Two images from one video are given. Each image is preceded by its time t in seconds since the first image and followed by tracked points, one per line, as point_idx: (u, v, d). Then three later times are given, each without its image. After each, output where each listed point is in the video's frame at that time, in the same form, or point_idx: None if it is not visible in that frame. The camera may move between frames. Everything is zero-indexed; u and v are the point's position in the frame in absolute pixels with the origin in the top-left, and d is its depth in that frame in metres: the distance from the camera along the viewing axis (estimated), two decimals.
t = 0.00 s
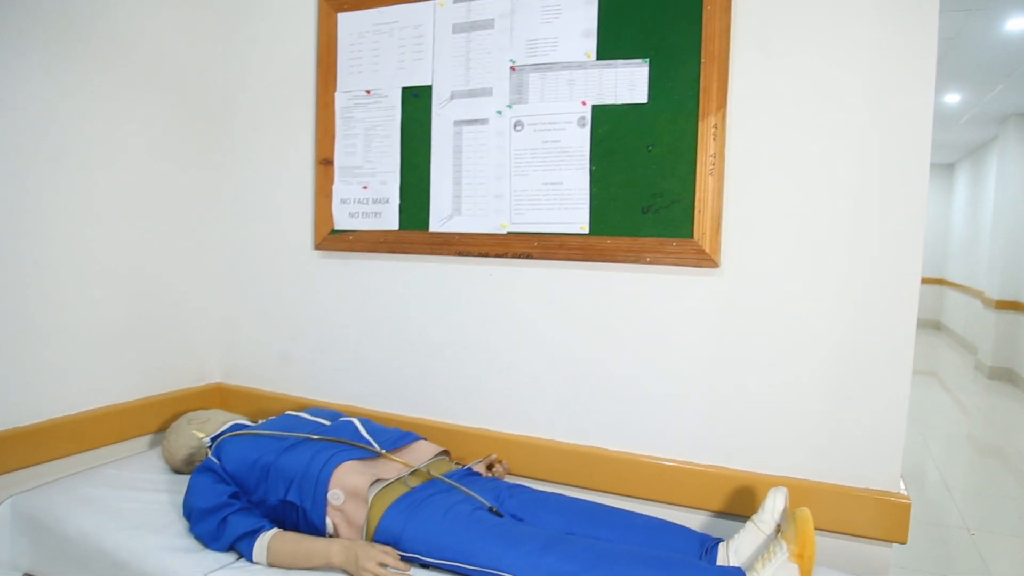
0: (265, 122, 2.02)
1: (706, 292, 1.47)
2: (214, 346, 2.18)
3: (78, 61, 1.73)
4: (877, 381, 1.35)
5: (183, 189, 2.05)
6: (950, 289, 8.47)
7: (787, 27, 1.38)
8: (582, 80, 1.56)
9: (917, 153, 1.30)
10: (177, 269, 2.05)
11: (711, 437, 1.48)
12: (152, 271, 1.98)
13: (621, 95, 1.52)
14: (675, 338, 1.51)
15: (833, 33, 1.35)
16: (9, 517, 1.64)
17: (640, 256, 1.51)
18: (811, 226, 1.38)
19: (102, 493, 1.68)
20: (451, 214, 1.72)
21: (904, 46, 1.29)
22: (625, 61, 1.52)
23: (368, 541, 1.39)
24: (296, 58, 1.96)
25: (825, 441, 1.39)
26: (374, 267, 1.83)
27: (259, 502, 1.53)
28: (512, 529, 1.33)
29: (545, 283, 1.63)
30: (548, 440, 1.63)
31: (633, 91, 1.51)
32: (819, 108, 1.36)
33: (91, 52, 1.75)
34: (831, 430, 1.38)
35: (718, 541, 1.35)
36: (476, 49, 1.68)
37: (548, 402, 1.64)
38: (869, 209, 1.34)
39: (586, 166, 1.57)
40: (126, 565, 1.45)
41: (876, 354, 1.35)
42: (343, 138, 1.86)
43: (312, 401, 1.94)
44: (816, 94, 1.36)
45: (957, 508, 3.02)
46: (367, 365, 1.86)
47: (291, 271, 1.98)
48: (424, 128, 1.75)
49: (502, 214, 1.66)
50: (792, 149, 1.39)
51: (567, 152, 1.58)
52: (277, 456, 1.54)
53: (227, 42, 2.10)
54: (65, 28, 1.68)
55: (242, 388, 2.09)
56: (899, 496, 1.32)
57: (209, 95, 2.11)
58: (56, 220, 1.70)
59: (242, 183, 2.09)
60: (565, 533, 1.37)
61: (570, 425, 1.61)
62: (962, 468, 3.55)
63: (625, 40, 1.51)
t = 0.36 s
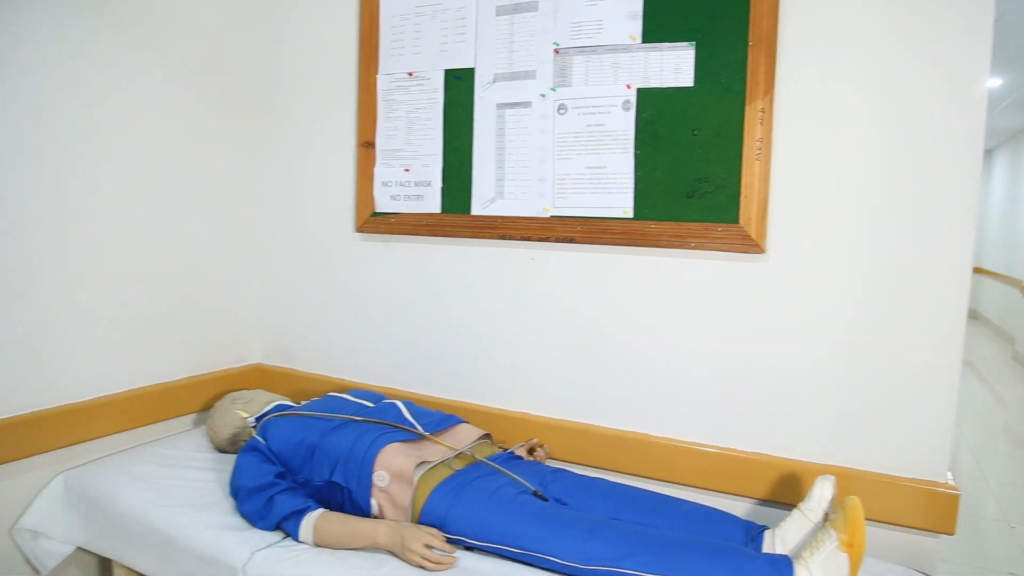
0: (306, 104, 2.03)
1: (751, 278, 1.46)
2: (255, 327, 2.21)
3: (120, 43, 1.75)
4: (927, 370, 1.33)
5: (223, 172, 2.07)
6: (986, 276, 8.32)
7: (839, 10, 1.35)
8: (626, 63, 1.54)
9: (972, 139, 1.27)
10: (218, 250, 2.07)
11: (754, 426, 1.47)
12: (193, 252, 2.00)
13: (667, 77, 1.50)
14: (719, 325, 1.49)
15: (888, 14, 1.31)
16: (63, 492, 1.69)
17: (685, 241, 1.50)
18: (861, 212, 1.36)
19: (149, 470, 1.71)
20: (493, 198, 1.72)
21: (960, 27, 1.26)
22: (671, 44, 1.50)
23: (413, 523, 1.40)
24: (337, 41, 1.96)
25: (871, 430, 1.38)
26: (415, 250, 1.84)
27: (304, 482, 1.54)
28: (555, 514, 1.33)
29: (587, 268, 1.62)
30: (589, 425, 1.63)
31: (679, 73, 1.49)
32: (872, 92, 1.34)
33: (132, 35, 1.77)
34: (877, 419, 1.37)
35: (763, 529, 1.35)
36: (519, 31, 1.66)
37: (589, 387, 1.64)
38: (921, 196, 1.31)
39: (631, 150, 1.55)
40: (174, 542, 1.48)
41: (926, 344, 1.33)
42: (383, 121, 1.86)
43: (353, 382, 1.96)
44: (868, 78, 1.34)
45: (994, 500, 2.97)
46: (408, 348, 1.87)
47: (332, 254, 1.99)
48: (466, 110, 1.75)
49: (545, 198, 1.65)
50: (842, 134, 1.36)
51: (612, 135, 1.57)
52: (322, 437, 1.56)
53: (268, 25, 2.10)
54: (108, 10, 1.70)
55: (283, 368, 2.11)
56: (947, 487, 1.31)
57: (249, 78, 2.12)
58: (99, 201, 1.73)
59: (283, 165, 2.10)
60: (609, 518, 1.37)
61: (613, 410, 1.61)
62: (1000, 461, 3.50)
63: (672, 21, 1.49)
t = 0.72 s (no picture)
0: (377, 103, 2.07)
1: (829, 280, 1.43)
2: (326, 322, 2.26)
3: (194, 46, 1.83)
4: (1013, 376, 1.29)
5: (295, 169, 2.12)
6: None
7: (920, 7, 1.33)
8: (699, 61, 1.53)
9: None
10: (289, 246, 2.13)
11: (829, 429, 1.45)
12: (265, 248, 2.06)
13: (742, 76, 1.49)
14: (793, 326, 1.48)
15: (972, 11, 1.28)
16: (146, 478, 1.76)
17: (761, 242, 1.48)
18: (943, 213, 1.33)
19: (227, 459, 1.76)
20: (564, 197, 1.73)
21: None
22: (746, 42, 1.48)
23: (487, 518, 1.42)
24: (407, 40, 1.99)
25: (953, 437, 1.34)
26: (484, 248, 1.86)
27: (379, 476, 1.57)
28: (628, 513, 1.33)
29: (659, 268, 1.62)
30: (660, 426, 1.63)
31: (754, 72, 1.47)
32: (955, 90, 1.30)
33: (205, 37, 1.85)
34: (959, 425, 1.33)
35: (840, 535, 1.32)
36: (590, 30, 1.66)
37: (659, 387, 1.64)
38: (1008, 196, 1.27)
39: (704, 149, 1.54)
40: (254, 529, 1.52)
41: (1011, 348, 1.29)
42: (454, 120, 1.88)
43: (422, 378, 1.99)
44: (952, 75, 1.31)
45: None
46: (477, 345, 1.90)
47: (405, 250, 2.03)
48: (537, 109, 1.75)
49: (617, 198, 1.65)
50: (925, 133, 1.33)
51: (685, 135, 1.56)
52: (396, 432, 1.59)
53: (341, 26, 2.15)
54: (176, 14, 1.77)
55: (353, 363, 2.16)
56: None
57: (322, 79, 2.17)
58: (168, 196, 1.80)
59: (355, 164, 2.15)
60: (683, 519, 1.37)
61: (685, 410, 1.61)
62: None
63: (746, 18, 1.47)
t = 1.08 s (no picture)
0: (482, 117, 2.11)
1: (949, 297, 1.38)
2: (430, 331, 2.32)
3: (305, 66, 1.92)
4: None
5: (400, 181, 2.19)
6: None
7: None
8: (811, 71, 1.49)
9: None
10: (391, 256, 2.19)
11: (950, 454, 1.39)
12: (369, 257, 2.13)
13: (856, 86, 1.45)
14: (910, 346, 1.42)
15: None
16: (257, 478, 1.84)
17: (877, 257, 1.43)
18: None
19: (333, 462, 1.82)
20: (669, 209, 1.72)
21: None
22: (860, 51, 1.44)
23: (592, 531, 1.42)
24: (511, 54, 2.03)
25: None
26: (587, 260, 1.88)
27: (483, 484, 1.60)
28: (735, 532, 1.31)
29: (767, 283, 1.59)
30: (766, 444, 1.60)
31: (869, 82, 1.43)
32: None
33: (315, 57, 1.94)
34: None
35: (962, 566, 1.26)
36: (697, 41, 1.65)
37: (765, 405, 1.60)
38: None
39: (816, 162, 1.50)
40: (360, 531, 1.57)
41: None
42: (560, 132, 1.91)
43: (524, 390, 2.02)
44: None
45: None
46: (579, 357, 1.92)
47: (508, 262, 2.06)
48: (642, 122, 1.75)
49: (724, 211, 1.63)
50: None
51: (795, 146, 1.53)
52: (500, 441, 1.61)
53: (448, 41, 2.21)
54: (282, 33, 1.86)
55: (455, 372, 2.22)
56: None
57: (427, 94, 2.23)
58: (273, 207, 1.88)
59: (461, 177, 2.20)
60: (793, 541, 1.33)
61: (794, 429, 1.57)
62: None
63: (861, 28, 1.44)
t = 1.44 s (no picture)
0: (596, 132, 2.14)
1: None
2: (540, 342, 2.36)
3: (426, 84, 2.01)
4: None
5: (513, 195, 2.25)
6: None
7: None
8: (944, 81, 1.45)
9: None
10: (502, 267, 2.24)
11: None
12: (481, 268, 2.19)
13: (994, 96, 1.39)
14: None
15: None
16: (373, 479, 1.92)
17: (1015, 274, 1.36)
18: None
19: (446, 467, 1.88)
20: (788, 223, 1.69)
21: None
22: (999, 60, 1.38)
23: (708, 547, 1.41)
24: (626, 69, 2.05)
25: None
26: (701, 274, 1.87)
27: (596, 495, 1.61)
28: (859, 553, 1.27)
29: (892, 300, 1.54)
30: (889, 467, 1.54)
31: (1008, 91, 1.37)
32: None
33: (435, 76, 2.03)
34: None
35: None
36: (820, 53, 1.62)
37: (888, 426, 1.55)
38: None
39: (948, 175, 1.45)
40: (472, 535, 1.61)
41: None
42: (675, 146, 1.91)
43: (636, 403, 2.04)
44: None
45: None
46: (692, 371, 1.91)
47: (620, 274, 2.09)
48: (760, 135, 1.73)
49: (847, 225, 1.60)
50: None
51: (925, 159, 1.48)
52: (614, 453, 1.62)
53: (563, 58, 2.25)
54: (407, 55, 1.96)
55: (565, 384, 2.25)
56: None
57: (541, 109, 2.28)
58: (391, 219, 1.97)
59: (575, 191, 2.23)
60: (919, 567, 1.28)
61: (921, 453, 1.51)
62: None
63: (1000, 35, 1.38)
